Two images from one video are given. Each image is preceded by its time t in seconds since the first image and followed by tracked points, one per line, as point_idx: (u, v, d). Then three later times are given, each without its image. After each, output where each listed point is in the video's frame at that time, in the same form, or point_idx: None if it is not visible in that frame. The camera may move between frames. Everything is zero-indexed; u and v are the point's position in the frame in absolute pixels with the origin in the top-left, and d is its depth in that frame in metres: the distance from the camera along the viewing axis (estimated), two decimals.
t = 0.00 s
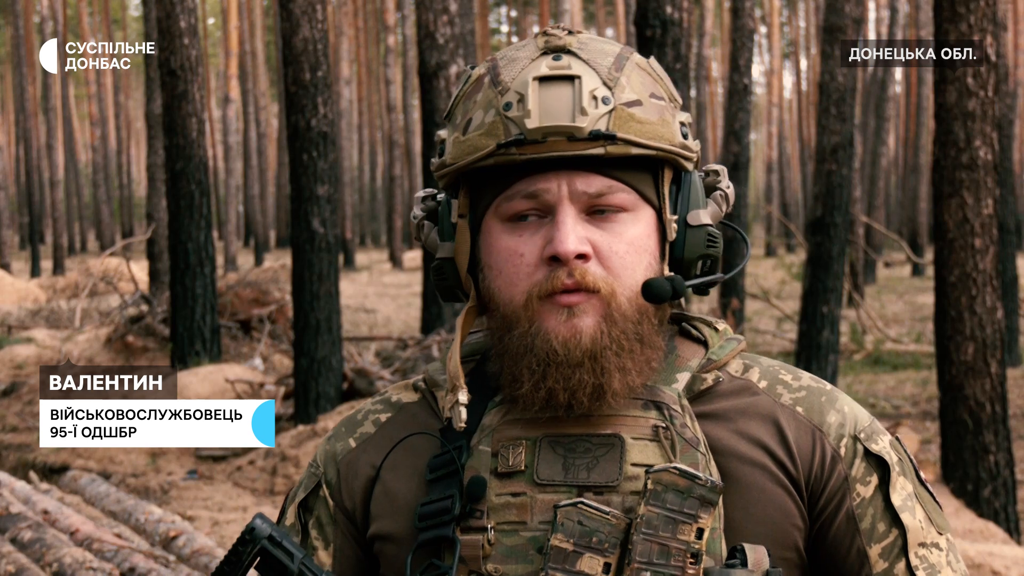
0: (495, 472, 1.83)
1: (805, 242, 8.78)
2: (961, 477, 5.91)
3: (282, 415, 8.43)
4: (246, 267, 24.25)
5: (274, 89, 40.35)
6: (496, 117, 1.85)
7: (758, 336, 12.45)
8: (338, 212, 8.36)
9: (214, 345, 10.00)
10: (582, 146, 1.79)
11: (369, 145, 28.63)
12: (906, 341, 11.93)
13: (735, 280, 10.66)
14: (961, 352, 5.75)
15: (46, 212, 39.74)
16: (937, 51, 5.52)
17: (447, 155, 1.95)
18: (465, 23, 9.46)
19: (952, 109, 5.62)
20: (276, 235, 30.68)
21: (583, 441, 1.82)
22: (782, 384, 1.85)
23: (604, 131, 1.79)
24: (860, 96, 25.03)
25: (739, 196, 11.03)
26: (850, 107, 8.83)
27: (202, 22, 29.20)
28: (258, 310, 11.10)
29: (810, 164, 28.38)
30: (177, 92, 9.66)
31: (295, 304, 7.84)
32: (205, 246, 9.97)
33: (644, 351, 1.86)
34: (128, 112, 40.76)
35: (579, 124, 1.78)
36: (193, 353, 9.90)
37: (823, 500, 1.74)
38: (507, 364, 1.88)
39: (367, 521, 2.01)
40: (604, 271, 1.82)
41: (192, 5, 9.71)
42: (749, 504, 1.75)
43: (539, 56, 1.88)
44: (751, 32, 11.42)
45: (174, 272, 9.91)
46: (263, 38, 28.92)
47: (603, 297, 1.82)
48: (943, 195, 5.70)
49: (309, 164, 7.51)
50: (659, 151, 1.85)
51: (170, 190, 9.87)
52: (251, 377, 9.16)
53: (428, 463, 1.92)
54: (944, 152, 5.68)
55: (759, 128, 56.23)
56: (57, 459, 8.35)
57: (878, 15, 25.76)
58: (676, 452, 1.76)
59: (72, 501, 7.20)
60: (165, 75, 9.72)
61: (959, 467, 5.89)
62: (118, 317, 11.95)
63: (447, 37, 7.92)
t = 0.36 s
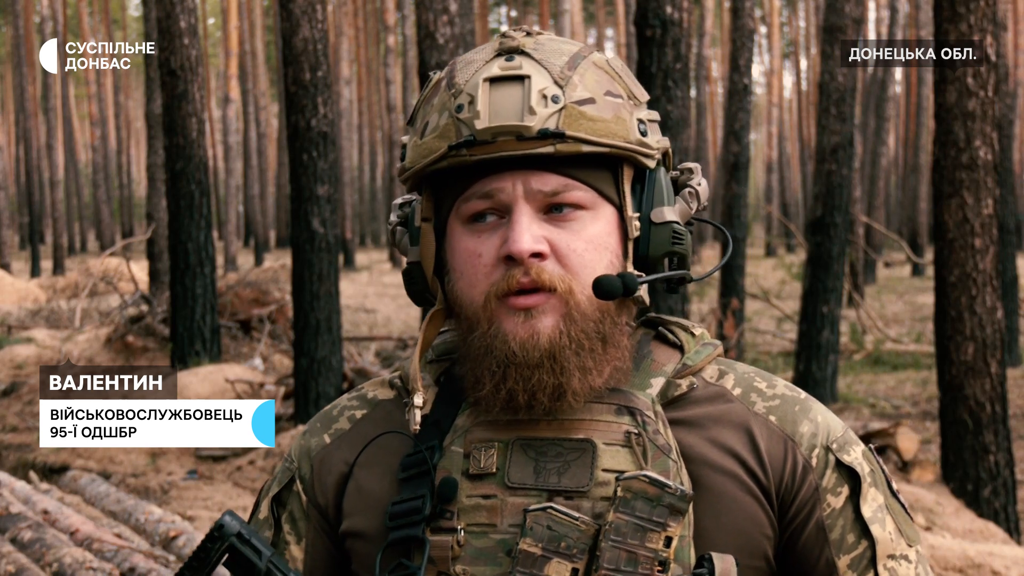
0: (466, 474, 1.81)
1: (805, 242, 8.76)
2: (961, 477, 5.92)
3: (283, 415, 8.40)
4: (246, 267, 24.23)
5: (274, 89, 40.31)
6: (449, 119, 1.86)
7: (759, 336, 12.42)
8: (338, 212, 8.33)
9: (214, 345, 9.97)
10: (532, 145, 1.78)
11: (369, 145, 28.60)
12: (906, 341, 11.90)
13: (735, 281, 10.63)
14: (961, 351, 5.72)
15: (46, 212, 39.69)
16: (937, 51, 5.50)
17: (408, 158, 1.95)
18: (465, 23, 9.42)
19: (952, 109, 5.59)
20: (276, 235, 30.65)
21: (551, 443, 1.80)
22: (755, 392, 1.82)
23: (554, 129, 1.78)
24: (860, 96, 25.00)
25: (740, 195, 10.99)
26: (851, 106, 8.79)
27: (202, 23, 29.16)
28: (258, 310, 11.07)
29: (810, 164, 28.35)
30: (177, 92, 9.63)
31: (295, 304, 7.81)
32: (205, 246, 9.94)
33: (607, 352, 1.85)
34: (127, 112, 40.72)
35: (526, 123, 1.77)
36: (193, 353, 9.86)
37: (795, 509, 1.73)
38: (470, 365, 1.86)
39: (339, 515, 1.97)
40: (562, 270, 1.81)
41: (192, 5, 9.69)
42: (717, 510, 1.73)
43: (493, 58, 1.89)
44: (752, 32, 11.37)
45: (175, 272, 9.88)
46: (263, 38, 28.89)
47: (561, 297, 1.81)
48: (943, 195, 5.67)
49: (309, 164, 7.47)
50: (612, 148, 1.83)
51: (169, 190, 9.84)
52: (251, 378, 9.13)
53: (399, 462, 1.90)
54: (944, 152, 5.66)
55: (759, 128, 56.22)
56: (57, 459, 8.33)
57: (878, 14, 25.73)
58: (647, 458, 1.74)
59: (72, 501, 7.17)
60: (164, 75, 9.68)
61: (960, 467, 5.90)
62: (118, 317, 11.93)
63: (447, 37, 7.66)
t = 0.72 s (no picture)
0: (440, 474, 1.80)
1: (805, 242, 8.75)
2: (961, 477, 5.91)
3: (282, 415, 8.38)
4: (246, 267, 24.21)
5: (274, 89, 40.30)
6: (425, 123, 1.84)
7: (759, 336, 12.40)
8: (337, 211, 8.32)
9: (214, 345, 9.96)
10: (505, 152, 1.77)
11: (369, 145, 28.58)
12: (906, 341, 11.88)
13: (735, 281, 10.62)
14: (961, 351, 5.70)
15: (46, 212, 39.66)
16: (937, 51, 5.49)
17: (386, 161, 1.94)
18: (466, 23, 9.38)
19: (952, 109, 5.58)
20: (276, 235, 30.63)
21: (525, 445, 1.79)
22: (733, 397, 1.81)
23: (528, 136, 1.76)
24: (860, 96, 24.99)
25: (740, 195, 10.97)
26: (851, 107, 8.77)
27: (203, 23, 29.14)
28: (258, 310, 11.05)
29: (810, 164, 28.34)
30: (177, 92, 9.61)
31: (295, 304, 7.80)
32: (205, 246, 9.93)
33: (583, 357, 1.84)
34: (127, 112, 40.69)
35: (501, 129, 1.75)
36: (193, 353, 9.86)
37: (768, 515, 1.71)
38: (445, 368, 1.85)
39: (318, 513, 1.96)
40: (534, 276, 1.79)
41: (192, 5, 9.68)
42: (691, 514, 1.71)
43: (472, 62, 1.87)
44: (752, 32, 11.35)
45: (175, 272, 9.87)
46: (263, 38, 28.88)
47: (534, 303, 1.79)
48: (943, 195, 5.66)
49: (309, 164, 7.45)
50: (589, 156, 1.81)
51: (169, 190, 9.82)
52: (251, 377, 9.10)
53: (376, 462, 1.89)
54: (944, 152, 5.64)
55: (760, 128, 56.19)
56: (57, 459, 8.33)
57: (878, 14, 25.72)
58: (620, 462, 1.73)
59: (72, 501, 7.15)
60: (165, 74, 9.66)
61: (959, 468, 5.89)
62: (118, 317, 11.91)
63: (447, 37, 7.64)
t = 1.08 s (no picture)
0: (445, 474, 1.80)
1: (806, 242, 8.75)
2: (961, 477, 5.92)
3: (282, 415, 8.38)
4: (245, 267, 24.22)
5: (274, 90, 40.30)
6: (427, 129, 1.85)
7: (759, 336, 12.42)
8: (337, 211, 8.33)
9: (214, 345, 9.98)
10: (510, 156, 1.77)
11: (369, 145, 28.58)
12: (906, 341, 11.89)
13: (735, 280, 10.63)
14: (961, 351, 5.71)
15: (46, 212, 39.67)
16: (937, 51, 5.50)
17: (387, 165, 1.94)
18: (466, 23, 9.39)
19: (952, 109, 5.59)
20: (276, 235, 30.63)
21: (530, 443, 1.80)
22: (736, 389, 1.81)
23: (532, 139, 1.76)
24: (861, 96, 25.00)
25: (740, 196, 10.98)
26: (850, 107, 8.78)
27: (203, 23, 29.15)
28: (258, 310, 11.05)
29: (811, 164, 28.34)
30: (177, 92, 9.62)
31: (295, 304, 7.80)
32: (205, 245, 9.94)
33: (589, 356, 1.84)
34: (128, 112, 40.73)
35: (505, 133, 1.76)
36: (193, 352, 9.87)
37: (773, 508, 1.72)
38: (452, 370, 1.86)
39: (323, 516, 1.96)
40: (542, 276, 1.80)
41: (192, 5, 9.70)
42: (699, 510, 1.72)
43: (469, 64, 1.87)
44: (752, 32, 11.36)
45: (175, 272, 9.89)
46: (263, 38, 28.90)
47: (542, 304, 1.80)
48: (943, 195, 5.67)
49: (309, 164, 7.46)
50: (591, 155, 1.82)
51: (170, 190, 9.83)
52: (252, 376, 9.04)
53: (381, 464, 1.89)
54: (944, 152, 5.65)
55: (760, 127, 56.21)
56: (57, 459, 8.34)
57: (878, 14, 25.73)
58: (625, 457, 1.73)
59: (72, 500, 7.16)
60: (165, 75, 9.68)
61: (959, 467, 5.90)
62: (118, 317, 11.92)
63: (447, 37, 7.65)
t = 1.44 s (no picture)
0: (467, 475, 1.81)
1: (805, 242, 8.75)
2: (961, 477, 5.92)
3: (282, 415, 8.38)
4: (245, 267, 24.22)
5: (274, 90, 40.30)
6: (457, 123, 1.85)
7: (759, 336, 12.42)
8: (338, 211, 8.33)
9: (214, 345, 9.98)
10: (541, 149, 1.78)
11: (369, 145, 28.59)
12: (906, 341, 11.89)
13: (735, 280, 10.63)
14: (961, 352, 5.71)
15: (46, 212, 39.68)
16: (937, 51, 5.51)
17: (412, 162, 1.95)
18: (466, 23, 9.39)
19: (952, 109, 5.59)
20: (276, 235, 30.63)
21: (556, 444, 1.80)
22: (758, 390, 1.82)
23: (565, 134, 1.78)
24: (861, 96, 25.01)
25: (739, 195, 10.97)
26: (850, 107, 8.80)
27: (202, 23, 29.16)
28: (258, 310, 11.05)
29: (811, 164, 28.35)
30: (177, 92, 9.62)
31: (295, 304, 7.80)
32: (205, 245, 9.94)
33: (613, 354, 1.85)
34: (128, 113, 40.75)
35: (538, 127, 1.77)
36: (193, 352, 9.88)
37: (796, 507, 1.72)
38: (475, 368, 1.86)
39: (339, 518, 1.96)
40: (569, 274, 1.81)
41: (192, 5, 9.71)
42: (723, 510, 1.72)
43: (500, 60, 1.88)
44: (751, 32, 11.37)
45: (175, 272, 9.89)
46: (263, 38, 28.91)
47: (569, 301, 1.81)
48: (943, 195, 5.67)
49: (309, 164, 7.46)
50: (621, 153, 1.83)
51: (169, 190, 9.83)
52: (251, 377, 9.05)
53: (402, 464, 1.90)
54: (944, 152, 5.65)
55: (760, 128, 56.22)
56: (57, 459, 8.35)
57: (878, 14, 25.74)
58: (648, 457, 1.74)
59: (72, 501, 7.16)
60: (165, 75, 9.68)
61: (959, 468, 5.90)
62: (117, 317, 11.93)
63: (447, 37, 7.65)
